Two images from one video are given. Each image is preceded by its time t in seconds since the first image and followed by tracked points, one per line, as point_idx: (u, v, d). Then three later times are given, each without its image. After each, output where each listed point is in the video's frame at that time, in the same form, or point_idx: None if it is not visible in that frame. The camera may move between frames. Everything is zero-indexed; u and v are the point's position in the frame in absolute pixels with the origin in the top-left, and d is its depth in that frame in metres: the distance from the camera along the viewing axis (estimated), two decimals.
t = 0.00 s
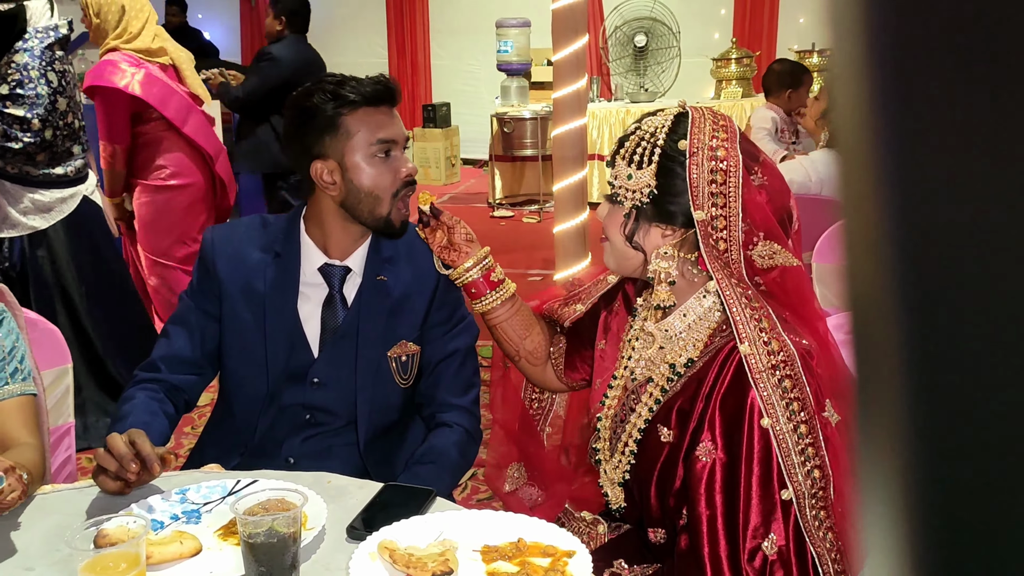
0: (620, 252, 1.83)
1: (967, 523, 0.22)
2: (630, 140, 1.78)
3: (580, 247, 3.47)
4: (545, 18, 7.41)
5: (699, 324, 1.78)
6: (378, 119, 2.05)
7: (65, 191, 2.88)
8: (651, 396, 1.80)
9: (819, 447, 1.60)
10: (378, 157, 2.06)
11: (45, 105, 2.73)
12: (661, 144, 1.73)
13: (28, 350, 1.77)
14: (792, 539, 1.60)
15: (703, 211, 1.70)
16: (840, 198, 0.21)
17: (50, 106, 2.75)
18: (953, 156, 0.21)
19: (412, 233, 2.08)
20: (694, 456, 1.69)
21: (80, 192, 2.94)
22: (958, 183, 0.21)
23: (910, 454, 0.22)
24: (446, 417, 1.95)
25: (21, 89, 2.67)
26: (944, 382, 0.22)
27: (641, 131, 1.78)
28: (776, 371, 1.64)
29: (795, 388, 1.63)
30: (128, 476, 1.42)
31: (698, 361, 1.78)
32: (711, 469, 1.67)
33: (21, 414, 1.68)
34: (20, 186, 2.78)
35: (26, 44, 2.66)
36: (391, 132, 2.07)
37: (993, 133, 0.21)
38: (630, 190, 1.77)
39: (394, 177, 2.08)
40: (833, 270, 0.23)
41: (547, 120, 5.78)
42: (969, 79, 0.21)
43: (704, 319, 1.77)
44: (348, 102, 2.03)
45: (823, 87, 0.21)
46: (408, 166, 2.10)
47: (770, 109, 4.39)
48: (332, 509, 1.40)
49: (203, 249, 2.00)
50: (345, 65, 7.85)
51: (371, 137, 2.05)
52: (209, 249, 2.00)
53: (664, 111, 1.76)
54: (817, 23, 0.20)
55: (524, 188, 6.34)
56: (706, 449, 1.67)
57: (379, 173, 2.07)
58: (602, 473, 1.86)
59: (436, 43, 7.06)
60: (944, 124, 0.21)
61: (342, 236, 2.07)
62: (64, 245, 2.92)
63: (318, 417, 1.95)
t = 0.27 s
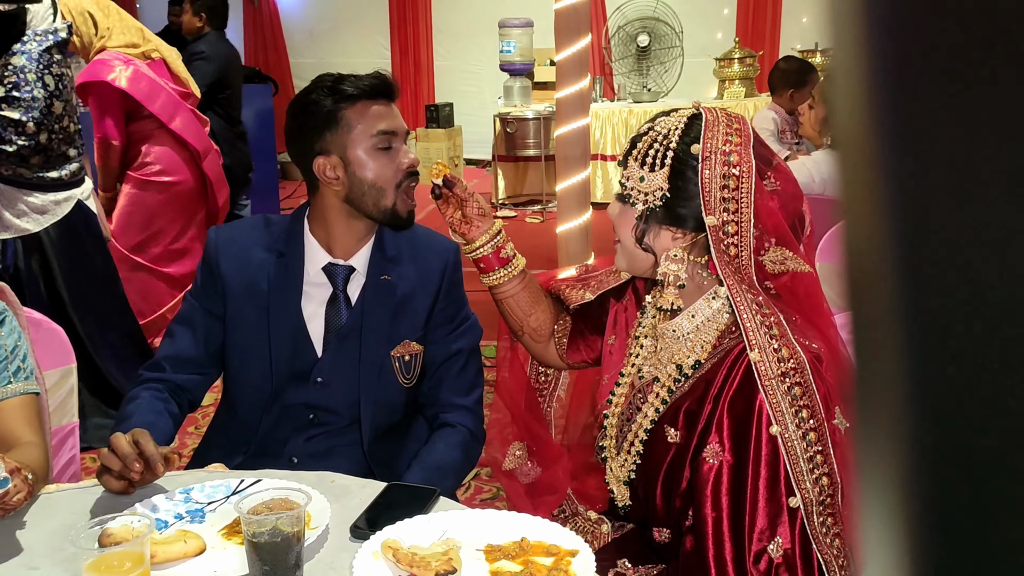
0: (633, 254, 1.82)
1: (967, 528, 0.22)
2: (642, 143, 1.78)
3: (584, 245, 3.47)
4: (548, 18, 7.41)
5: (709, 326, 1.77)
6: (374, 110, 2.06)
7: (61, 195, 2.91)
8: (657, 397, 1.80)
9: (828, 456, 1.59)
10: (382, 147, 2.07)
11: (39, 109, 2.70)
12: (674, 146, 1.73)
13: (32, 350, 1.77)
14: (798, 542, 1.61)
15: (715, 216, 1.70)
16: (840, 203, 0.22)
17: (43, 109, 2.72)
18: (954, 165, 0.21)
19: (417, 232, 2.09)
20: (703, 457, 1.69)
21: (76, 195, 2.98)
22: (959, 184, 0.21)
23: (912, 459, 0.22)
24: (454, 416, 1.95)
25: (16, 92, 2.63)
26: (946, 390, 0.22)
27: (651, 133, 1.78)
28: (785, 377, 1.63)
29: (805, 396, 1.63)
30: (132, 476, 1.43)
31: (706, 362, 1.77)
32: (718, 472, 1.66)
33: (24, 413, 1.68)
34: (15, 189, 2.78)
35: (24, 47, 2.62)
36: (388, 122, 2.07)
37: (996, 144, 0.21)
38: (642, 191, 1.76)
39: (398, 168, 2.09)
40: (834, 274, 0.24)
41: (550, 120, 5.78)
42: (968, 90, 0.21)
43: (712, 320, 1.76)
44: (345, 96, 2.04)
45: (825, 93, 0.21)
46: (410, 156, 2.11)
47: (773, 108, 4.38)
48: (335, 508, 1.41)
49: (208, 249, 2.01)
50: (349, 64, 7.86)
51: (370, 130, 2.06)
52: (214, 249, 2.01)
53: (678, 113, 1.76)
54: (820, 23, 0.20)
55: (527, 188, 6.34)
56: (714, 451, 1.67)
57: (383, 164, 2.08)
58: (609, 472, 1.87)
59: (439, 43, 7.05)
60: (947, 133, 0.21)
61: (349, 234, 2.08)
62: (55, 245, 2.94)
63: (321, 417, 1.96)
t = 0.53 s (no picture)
0: (635, 253, 1.82)
1: (969, 525, 0.22)
2: (644, 141, 1.78)
3: (586, 245, 3.47)
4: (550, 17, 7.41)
5: (709, 323, 1.77)
6: (358, 101, 2.06)
7: (51, 198, 2.88)
8: (658, 395, 1.81)
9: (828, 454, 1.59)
10: (368, 136, 2.07)
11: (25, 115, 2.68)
12: (675, 144, 1.73)
13: (34, 350, 1.77)
14: (799, 540, 1.60)
15: (717, 213, 1.69)
16: (842, 204, 0.21)
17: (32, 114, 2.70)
18: (954, 156, 0.21)
19: (418, 233, 2.09)
20: (702, 455, 1.69)
21: (68, 199, 2.96)
22: (961, 179, 0.21)
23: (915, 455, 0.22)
24: (456, 415, 1.95)
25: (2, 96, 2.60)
26: (949, 383, 0.22)
27: (653, 131, 1.78)
28: (786, 374, 1.63)
29: (805, 394, 1.62)
30: (134, 476, 1.43)
31: (706, 360, 1.77)
32: (719, 470, 1.66)
33: (26, 413, 1.68)
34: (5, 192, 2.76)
35: (10, 50, 2.61)
36: (373, 111, 2.07)
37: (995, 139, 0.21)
38: (644, 188, 1.75)
39: (386, 156, 2.09)
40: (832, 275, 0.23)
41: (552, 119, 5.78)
42: (969, 83, 0.21)
43: (713, 319, 1.76)
44: (331, 89, 2.05)
45: (825, 88, 0.21)
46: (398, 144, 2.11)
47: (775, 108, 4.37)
48: (337, 508, 1.41)
49: (210, 249, 2.01)
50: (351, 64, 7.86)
51: (355, 121, 2.06)
52: (215, 249, 2.01)
53: (682, 109, 1.76)
54: (823, 15, 0.19)
55: (529, 187, 6.34)
56: (714, 450, 1.67)
57: (372, 153, 2.07)
58: (609, 471, 1.86)
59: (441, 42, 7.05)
60: (948, 124, 0.21)
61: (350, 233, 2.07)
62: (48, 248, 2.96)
63: (324, 416, 1.96)
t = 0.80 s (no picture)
0: (640, 249, 1.82)
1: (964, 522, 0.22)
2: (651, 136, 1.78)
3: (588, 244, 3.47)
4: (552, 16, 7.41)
5: (713, 321, 1.77)
6: (362, 101, 2.07)
7: (51, 196, 2.89)
8: (664, 393, 1.81)
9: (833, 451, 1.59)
10: (371, 136, 2.08)
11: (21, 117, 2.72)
12: (682, 141, 1.73)
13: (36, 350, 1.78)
14: (804, 537, 1.60)
15: (724, 209, 1.69)
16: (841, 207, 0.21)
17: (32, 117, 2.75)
18: (951, 159, 0.21)
19: (422, 232, 2.10)
20: (708, 452, 1.70)
21: (68, 196, 2.95)
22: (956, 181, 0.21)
23: (912, 456, 0.22)
24: (460, 414, 1.95)
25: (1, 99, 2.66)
26: (946, 384, 0.22)
27: (660, 126, 1.78)
28: (791, 372, 1.63)
29: (811, 391, 1.63)
30: (138, 474, 1.43)
31: (712, 358, 1.78)
32: (724, 467, 1.67)
33: (28, 412, 1.69)
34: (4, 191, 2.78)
35: (9, 52, 2.68)
36: (377, 111, 2.07)
37: (990, 141, 0.21)
38: (651, 184, 1.75)
39: (388, 155, 2.09)
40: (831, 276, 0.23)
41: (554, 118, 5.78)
42: (966, 83, 0.21)
43: (718, 316, 1.76)
44: (335, 88, 2.06)
45: (826, 90, 0.21)
46: (400, 144, 2.11)
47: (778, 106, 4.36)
48: (341, 507, 1.41)
49: (212, 249, 2.01)
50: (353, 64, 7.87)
51: (358, 121, 2.07)
52: (218, 249, 2.01)
53: (688, 106, 1.76)
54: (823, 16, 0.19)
55: (532, 187, 6.34)
56: (720, 446, 1.68)
57: (375, 152, 2.07)
58: (614, 470, 1.86)
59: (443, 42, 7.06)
60: (947, 128, 0.21)
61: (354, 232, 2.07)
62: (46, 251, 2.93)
63: (327, 415, 1.96)
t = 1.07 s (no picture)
0: (647, 251, 1.80)
1: (964, 526, 0.22)
2: (654, 136, 1.78)
3: (590, 245, 3.47)
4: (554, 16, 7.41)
5: (716, 319, 1.77)
6: (363, 101, 2.07)
7: (39, 200, 2.91)
8: (667, 392, 1.80)
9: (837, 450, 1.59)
10: (370, 136, 2.08)
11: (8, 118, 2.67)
12: (687, 139, 1.73)
13: (38, 349, 1.78)
14: (808, 536, 1.61)
15: (728, 208, 1.70)
16: (841, 209, 0.21)
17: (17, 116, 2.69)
18: (950, 165, 0.21)
19: (424, 232, 2.10)
20: (712, 450, 1.70)
21: (59, 202, 2.97)
22: (958, 187, 0.21)
23: (911, 458, 0.22)
24: (463, 413, 1.95)
25: None
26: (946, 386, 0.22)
27: (664, 126, 1.78)
28: (796, 369, 1.63)
29: (815, 389, 1.63)
30: (141, 474, 1.43)
31: (716, 356, 1.78)
32: (728, 465, 1.67)
33: (31, 411, 1.69)
34: None
35: None
36: (377, 111, 2.07)
37: (989, 146, 0.21)
38: (655, 182, 1.75)
39: (387, 156, 2.09)
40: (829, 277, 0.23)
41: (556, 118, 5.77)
42: (966, 88, 0.21)
43: (722, 314, 1.76)
44: (336, 88, 2.07)
45: (825, 94, 0.21)
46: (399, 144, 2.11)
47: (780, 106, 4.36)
48: (343, 507, 1.41)
49: (215, 249, 2.02)
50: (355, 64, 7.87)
51: (358, 120, 2.07)
52: (220, 248, 2.01)
53: (692, 106, 1.76)
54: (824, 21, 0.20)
55: (533, 186, 6.34)
56: (724, 445, 1.68)
57: (374, 153, 2.08)
58: (618, 469, 1.86)
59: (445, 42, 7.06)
60: (947, 135, 0.21)
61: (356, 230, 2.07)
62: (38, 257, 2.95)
63: (329, 415, 1.96)
